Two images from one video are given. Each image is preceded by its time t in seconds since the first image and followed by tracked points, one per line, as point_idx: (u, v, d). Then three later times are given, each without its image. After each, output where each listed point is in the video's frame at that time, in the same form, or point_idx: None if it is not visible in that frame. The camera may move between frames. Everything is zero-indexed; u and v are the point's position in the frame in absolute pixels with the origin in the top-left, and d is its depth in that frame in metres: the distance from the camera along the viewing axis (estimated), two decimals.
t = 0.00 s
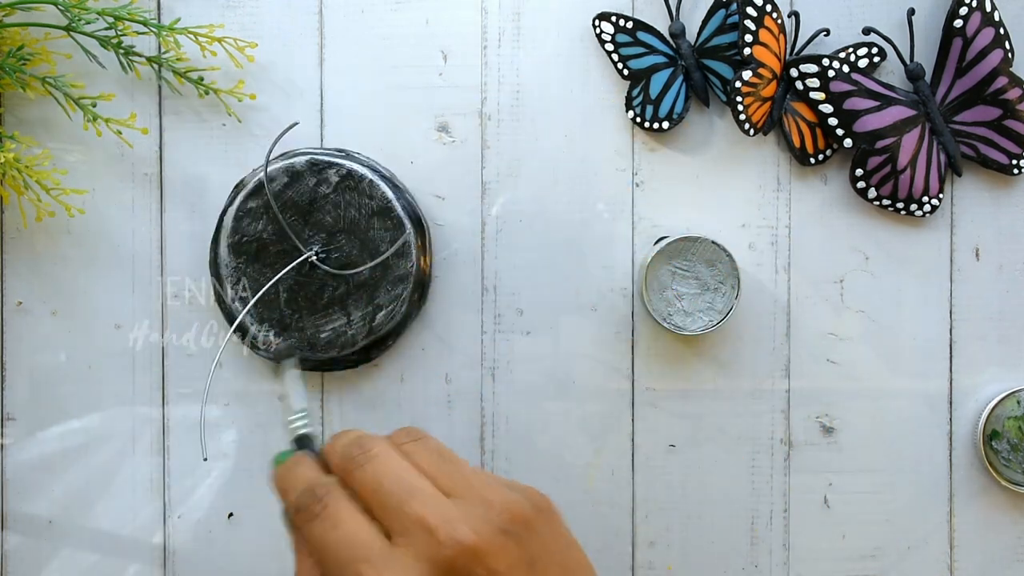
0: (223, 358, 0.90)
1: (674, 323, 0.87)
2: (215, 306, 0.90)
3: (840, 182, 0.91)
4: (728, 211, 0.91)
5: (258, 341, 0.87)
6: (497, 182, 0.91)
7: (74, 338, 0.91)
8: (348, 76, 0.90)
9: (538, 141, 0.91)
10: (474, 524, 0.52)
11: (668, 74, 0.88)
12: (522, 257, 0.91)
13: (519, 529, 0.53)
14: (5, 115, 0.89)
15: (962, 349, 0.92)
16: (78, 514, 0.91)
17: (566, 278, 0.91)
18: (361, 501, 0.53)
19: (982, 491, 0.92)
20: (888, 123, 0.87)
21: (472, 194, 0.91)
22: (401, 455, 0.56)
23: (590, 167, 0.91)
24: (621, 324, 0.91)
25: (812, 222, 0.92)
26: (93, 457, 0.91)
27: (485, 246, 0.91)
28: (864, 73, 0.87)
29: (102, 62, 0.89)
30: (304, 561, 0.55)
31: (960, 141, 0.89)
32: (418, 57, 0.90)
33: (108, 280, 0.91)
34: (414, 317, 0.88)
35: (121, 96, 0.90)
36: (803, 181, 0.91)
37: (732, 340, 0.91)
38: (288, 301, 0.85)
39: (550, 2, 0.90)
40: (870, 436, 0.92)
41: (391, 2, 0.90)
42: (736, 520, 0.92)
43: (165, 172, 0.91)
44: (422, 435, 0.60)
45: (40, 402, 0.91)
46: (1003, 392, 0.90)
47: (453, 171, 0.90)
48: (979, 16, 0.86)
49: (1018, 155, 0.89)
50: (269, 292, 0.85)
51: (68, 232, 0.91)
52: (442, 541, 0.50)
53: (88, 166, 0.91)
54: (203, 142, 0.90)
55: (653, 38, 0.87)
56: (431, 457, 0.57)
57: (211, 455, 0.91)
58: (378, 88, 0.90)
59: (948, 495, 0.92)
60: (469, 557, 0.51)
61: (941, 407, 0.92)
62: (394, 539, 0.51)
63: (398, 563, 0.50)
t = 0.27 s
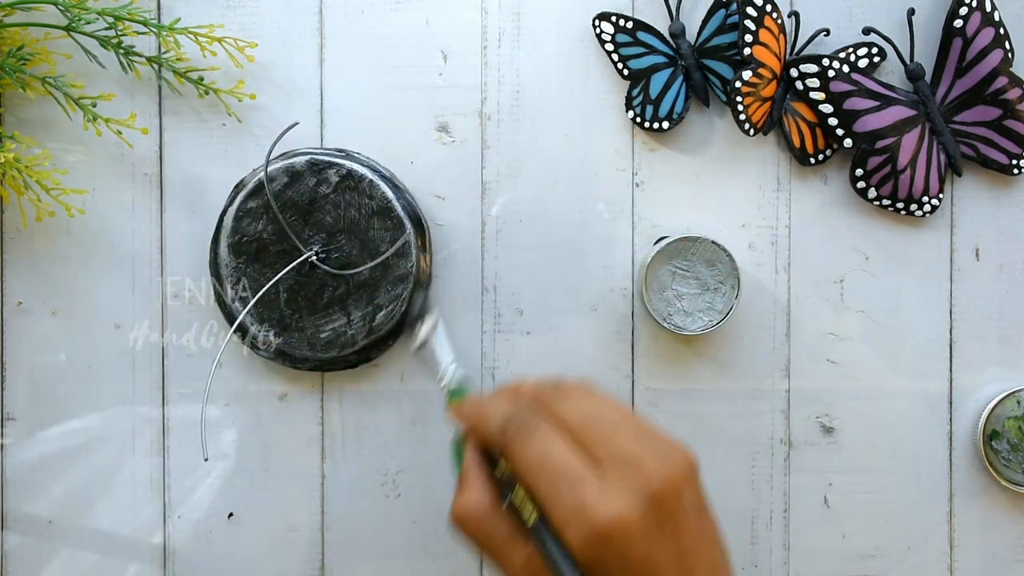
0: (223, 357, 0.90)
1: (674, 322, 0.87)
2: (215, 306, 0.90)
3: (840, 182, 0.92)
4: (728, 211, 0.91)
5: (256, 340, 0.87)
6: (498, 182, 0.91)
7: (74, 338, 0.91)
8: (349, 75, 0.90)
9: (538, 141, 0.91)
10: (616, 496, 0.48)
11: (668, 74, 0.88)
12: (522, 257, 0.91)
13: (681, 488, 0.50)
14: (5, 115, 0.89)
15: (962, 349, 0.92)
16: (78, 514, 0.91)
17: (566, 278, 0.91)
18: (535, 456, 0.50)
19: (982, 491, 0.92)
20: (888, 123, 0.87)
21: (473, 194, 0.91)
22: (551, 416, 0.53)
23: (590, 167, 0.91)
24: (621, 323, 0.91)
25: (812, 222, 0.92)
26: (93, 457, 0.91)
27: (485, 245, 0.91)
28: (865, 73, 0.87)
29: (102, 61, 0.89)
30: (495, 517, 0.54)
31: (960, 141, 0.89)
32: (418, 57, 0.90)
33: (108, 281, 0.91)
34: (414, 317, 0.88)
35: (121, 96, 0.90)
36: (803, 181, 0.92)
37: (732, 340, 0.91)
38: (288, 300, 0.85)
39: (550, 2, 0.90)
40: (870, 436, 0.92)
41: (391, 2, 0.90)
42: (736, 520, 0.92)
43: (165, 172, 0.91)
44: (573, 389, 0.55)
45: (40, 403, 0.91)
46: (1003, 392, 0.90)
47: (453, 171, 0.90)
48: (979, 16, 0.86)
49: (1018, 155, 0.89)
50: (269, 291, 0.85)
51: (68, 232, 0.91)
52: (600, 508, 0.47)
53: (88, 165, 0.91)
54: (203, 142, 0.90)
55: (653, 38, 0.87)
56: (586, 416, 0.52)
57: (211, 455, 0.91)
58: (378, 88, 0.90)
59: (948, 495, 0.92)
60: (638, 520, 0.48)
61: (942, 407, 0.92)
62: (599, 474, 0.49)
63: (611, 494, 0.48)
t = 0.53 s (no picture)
0: (224, 358, 0.90)
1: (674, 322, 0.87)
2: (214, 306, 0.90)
3: (840, 182, 0.91)
4: (728, 211, 0.91)
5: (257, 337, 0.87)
6: (498, 182, 0.91)
7: (73, 338, 0.91)
8: (349, 75, 0.90)
9: (538, 141, 0.91)
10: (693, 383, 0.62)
11: (668, 74, 0.88)
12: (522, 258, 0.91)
13: (694, 289, 0.61)
14: (5, 115, 0.89)
15: (962, 349, 0.92)
16: (78, 514, 0.91)
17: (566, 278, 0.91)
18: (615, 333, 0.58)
19: (982, 491, 0.92)
20: (888, 123, 0.87)
21: (472, 194, 0.91)
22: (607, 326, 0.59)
23: (590, 167, 0.91)
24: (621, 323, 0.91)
25: (812, 222, 0.92)
26: (93, 457, 0.91)
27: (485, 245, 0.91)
28: (865, 73, 0.87)
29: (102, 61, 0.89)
30: (559, 371, 0.62)
31: (960, 142, 0.89)
32: (418, 56, 0.90)
33: (108, 281, 0.91)
34: (414, 317, 0.88)
35: (121, 96, 0.90)
36: (803, 181, 0.91)
37: (732, 340, 0.91)
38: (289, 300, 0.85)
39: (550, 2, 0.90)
40: (870, 436, 0.92)
41: (391, 2, 0.90)
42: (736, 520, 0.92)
43: (164, 172, 0.91)
44: (585, 195, 0.64)
45: (40, 402, 0.91)
46: (1002, 392, 0.90)
47: (453, 171, 0.90)
48: (979, 16, 0.86)
49: (1018, 155, 0.89)
50: (270, 291, 0.85)
51: (68, 232, 0.91)
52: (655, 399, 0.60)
53: (88, 165, 0.91)
54: (203, 142, 0.90)
55: (653, 38, 0.87)
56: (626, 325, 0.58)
57: (211, 455, 0.91)
58: (378, 88, 0.90)
59: (948, 494, 0.92)
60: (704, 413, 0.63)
61: (942, 407, 0.92)
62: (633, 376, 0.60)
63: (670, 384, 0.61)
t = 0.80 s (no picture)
0: (224, 358, 0.90)
1: (674, 322, 0.87)
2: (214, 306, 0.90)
3: (840, 182, 0.92)
4: (728, 211, 0.91)
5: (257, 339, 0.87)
6: (498, 182, 0.91)
7: (73, 338, 0.91)
8: (348, 75, 0.90)
9: (538, 141, 0.91)
10: (298, 544, 0.47)
11: (668, 74, 0.88)
12: (522, 258, 0.91)
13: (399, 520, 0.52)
14: (5, 115, 0.89)
15: (962, 349, 0.92)
16: (78, 514, 0.91)
17: (566, 278, 0.91)
18: (201, 499, 0.50)
19: (981, 491, 0.92)
20: (888, 123, 0.87)
21: (473, 194, 0.91)
22: (248, 453, 0.55)
23: (590, 167, 0.91)
24: (621, 323, 0.91)
25: (812, 222, 0.92)
26: (93, 457, 0.91)
27: (485, 245, 0.91)
28: (865, 73, 0.87)
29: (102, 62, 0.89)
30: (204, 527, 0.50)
31: (960, 141, 0.89)
32: (418, 56, 0.90)
33: (108, 281, 0.91)
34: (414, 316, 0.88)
35: (121, 96, 0.90)
36: (803, 181, 0.92)
37: (732, 340, 0.91)
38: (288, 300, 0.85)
39: (550, 2, 0.90)
40: (870, 436, 0.92)
41: (391, 2, 0.90)
42: (735, 520, 0.92)
43: (165, 172, 0.91)
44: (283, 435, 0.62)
45: (40, 402, 0.91)
46: (1002, 392, 0.91)
47: (453, 171, 0.90)
48: (979, 16, 0.86)
49: (1018, 155, 0.89)
50: (269, 291, 0.85)
51: (68, 232, 0.91)
52: (258, 559, 0.47)
53: (88, 165, 0.91)
54: (203, 142, 0.90)
55: (653, 38, 0.87)
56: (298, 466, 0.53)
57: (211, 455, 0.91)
58: (377, 88, 0.90)
59: (948, 494, 0.92)
60: (368, 523, 0.49)
61: (941, 407, 0.92)
62: (223, 539, 0.48)
63: (280, 538, 0.47)
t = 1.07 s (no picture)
0: (224, 358, 0.90)
1: (675, 322, 0.87)
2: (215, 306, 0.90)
3: (840, 182, 0.91)
4: (728, 211, 0.91)
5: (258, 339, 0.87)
6: (497, 182, 0.91)
7: (73, 338, 0.91)
8: (348, 75, 0.90)
9: (538, 141, 0.91)
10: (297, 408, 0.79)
11: (668, 74, 0.87)
12: (522, 258, 0.91)
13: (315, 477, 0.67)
14: (5, 116, 0.90)
15: (962, 349, 0.92)
16: (78, 514, 0.91)
17: (566, 278, 0.91)
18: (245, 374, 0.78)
19: (981, 491, 0.92)
20: (888, 123, 0.87)
21: (473, 194, 0.91)
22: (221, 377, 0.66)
23: (590, 167, 0.91)
24: (621, 323, 0.91)
25: (812, 222, 0.92)
26: (93, 457, 0.91)
27: (485, 246, 0.91)
28: (865, 73, 0.87)
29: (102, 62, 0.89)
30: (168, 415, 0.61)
31: (960, 141, 0.89)
32: (417, 56, 0.90)
33: (108, 281, 0.91)
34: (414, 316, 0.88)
35: (121, 96, 0.90)
36: (803, 181, 0.92)
37: (732, 340, 0.91)
38: (287, 299, 0.85)
39: (551, 2, 0.90)
40: (870, 436, 0.92)
41: (391, 2, 0.90)
42: (735, 519, 0.92)
43: (165, 172, 0.91)
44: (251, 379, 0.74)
45: (40, 402, 0.91)
46: (1002, 392, 0.91)
47: (453, 171, 0.91)
48: (979, 16, 0.86)
49: (1018, 155, 0.89)
50: (268, 290, 0.85)
51: (68, 232, 0.91)
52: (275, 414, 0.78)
53: (88, 165, 0.91)
54: (203, 142, 0.90)
55: (653, 38, 0.87)
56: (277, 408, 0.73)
57: (210, 455, 0.91)
58: (377, 88, 0.90)
59: (948, 494, 0.92)
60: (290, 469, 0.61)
61: (941, 407, 0.92)
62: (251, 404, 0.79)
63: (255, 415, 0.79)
